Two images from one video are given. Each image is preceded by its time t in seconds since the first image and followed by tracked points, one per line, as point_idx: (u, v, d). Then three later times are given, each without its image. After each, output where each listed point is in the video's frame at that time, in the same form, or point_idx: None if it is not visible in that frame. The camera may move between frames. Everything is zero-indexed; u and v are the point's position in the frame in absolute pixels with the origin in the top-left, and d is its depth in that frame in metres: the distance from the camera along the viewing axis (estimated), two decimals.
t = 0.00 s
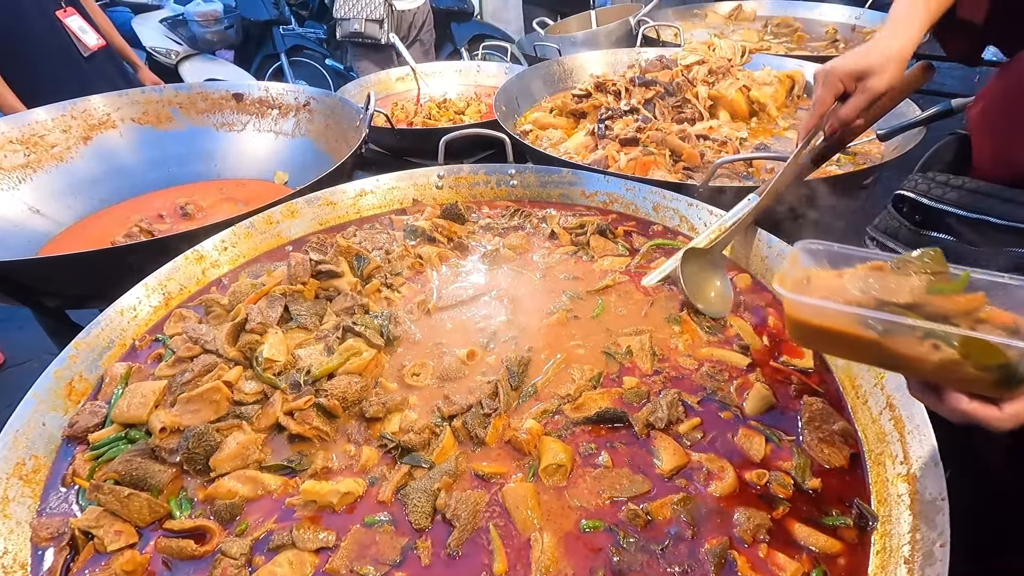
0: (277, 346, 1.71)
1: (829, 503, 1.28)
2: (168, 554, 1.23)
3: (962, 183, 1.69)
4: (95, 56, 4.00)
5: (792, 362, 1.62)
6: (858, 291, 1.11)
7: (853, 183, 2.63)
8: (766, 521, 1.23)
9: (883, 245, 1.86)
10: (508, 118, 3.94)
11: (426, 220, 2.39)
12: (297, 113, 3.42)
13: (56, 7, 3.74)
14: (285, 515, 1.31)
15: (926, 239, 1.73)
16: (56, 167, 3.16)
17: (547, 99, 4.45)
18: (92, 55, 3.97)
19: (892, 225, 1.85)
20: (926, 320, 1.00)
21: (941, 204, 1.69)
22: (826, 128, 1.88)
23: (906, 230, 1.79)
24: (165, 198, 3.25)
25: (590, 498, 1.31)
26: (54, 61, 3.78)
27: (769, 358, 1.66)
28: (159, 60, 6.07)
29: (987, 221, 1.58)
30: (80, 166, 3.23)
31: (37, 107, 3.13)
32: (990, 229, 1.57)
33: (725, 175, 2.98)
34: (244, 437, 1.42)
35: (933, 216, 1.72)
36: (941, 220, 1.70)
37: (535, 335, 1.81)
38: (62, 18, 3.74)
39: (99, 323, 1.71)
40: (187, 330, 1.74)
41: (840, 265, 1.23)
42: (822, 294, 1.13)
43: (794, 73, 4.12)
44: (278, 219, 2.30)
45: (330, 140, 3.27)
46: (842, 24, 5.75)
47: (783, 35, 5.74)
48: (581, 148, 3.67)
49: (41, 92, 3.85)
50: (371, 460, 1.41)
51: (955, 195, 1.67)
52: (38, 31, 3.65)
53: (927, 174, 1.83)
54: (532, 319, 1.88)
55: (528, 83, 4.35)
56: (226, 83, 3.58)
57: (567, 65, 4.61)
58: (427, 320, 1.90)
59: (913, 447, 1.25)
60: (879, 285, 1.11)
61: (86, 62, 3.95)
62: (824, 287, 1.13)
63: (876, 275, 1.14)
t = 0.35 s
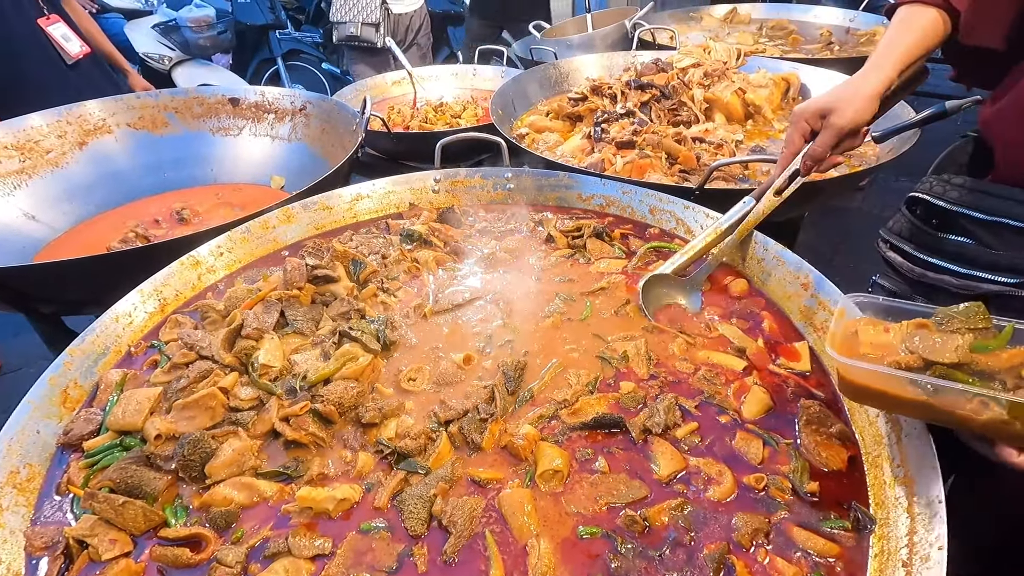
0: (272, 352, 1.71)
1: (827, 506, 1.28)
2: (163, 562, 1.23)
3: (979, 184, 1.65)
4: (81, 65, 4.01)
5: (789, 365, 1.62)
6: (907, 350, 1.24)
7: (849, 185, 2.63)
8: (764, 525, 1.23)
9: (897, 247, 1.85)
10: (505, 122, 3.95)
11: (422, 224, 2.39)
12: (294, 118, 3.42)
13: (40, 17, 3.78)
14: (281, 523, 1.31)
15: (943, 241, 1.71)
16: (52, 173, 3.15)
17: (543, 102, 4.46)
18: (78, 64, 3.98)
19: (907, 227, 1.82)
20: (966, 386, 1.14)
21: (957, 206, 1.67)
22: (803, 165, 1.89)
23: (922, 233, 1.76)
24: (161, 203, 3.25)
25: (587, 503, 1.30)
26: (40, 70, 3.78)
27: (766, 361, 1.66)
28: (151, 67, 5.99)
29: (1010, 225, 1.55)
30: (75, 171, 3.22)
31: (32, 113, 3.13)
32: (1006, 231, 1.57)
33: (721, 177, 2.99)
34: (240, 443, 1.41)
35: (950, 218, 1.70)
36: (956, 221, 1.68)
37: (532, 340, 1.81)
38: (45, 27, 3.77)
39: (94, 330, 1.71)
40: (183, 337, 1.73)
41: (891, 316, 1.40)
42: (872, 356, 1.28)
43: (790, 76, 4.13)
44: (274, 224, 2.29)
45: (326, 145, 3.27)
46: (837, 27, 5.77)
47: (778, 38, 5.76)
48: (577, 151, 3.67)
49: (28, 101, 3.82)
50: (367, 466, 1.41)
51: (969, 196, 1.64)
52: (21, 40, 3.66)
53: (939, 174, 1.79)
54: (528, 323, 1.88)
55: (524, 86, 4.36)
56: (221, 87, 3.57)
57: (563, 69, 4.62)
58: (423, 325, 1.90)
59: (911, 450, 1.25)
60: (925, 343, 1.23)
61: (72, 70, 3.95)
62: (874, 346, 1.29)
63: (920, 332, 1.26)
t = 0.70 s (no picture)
0: (263, 360, 1.70)
1: (818, 507, 1.28)
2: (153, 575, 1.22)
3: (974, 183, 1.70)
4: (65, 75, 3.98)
5: (779, 367, 1.63)
6: (875, 315, 1.29)
7: (840, 184, 2.64)
8: (756, 527, 1.23)
9: (889, 244, 1.89)
10: (495, 126, 3.95)
11: (414, 230, 2.39)
12: (283, 124, 3.41)
13: (22, 26, 3.76)
14: (272, 532, 1.30)
15: (935, 238, 1.76)
16: (39, 182, 3.13)
17: (534, 106, 4.47)
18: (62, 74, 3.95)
19: (899, 224, 1.86)
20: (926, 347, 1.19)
21: (950, 204, 1.71)
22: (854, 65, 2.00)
23: (913, 229, 1.81)
24: (150, 211, 3.23)
25: (580, 508, 1.30)
26: (23, 79, 3.74)
27: (757, 363, 1.67)
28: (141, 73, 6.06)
29: (1000, 221, 1.60)
30: (63, 180, 3.20)
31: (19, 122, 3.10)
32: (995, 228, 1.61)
33: (710, 179, 3.01)
34: (230, 453, 1.41)
35: (943, 216, 1.75)
36: (949, 219, 1.73)
37: (524, 344, 1.81)
38: (28, 35, 3.74)
39: (82, 340, 1.69)
40: (172, 346, 1.72)
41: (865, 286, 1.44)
42: (844, 318, 1.34)
43: (778, 79, 4.17)
44: (265, 231, 2.29)
45: (317, 151, 3.26)
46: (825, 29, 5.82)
47: (766, 41, 5.82)
48: (568, 155, 3.68)
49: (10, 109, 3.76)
50: (359, 474, 1.40)
51: (967, 194, 1.69)
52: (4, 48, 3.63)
53: (934, 173, 1.83)
54: (520, 328, 1.88)
55: (515, 91, 4.37)
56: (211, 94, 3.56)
57: (553, 73, 4.64)
58: (415, 331, 1.90)
59: (899, 449, 1.25)
60: (891, 308, 1.27)
61: (55, 80, 3.92)
62: (846, 311, 1.34)
63: (889, 300, 1.31)
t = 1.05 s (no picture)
0: (237, 373, 1.68)
1: (792, 504, 1.30)
2: None
3: (937, 173, 1.77)
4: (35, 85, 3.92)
5: (754, 365, 1.65)
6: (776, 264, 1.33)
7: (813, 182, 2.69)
8: (731, 526, 1.25)
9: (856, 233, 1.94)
10: (473, 132, 3.96)
11: (391, 237, 2.39)
12: (259, 133, 3.38)
13: None
14: (247, 549, 1.28)
15: (894, 223, 1.80)
16: (7, 197, 3.06)
17: (511, 111, 4.48)
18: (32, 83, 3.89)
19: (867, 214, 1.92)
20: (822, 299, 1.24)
21: (914, 192, 1.78)
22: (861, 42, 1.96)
23: (876, 216, 1.87)
24: (124, 224, 3.18)
25: (558, 513, 1.31)
26: None
27: (732, 362, 1.69)
28: (115, 84, 6.02)
29: (958, 208, 1.66)
30: (32, 194, 3.12)
31: None
32: (955, 217, 1.67)
33: (686, 181, 3.05)
34: (203, 470, 1.39)
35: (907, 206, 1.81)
36: (914, 208, 1.79)
37: (501, 349, 1.81)
38: None
39: (50, 358, 1.66)
40: (143, 362, 1.70)
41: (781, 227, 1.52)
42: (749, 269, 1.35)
43: (751, 80, 4.23)
44: (239, 243, 2.26)
45: (293, 159, 3.23)
46: (797, 31, 5.92)
47: (739, 44, 5.91)
48: (545, 159, 3.70)
49: None
50: (336, 486, 1.39)
51: (935, 185, 1.74)
52: None
53: (900, 165, 1.90)
54: (497, 333, 1.88)
55: (491, 96, 4.38)
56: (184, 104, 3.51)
57: (529, 78, 4.66)
58: (392, 339, 1.89)
59: (869, 444, 1.27)
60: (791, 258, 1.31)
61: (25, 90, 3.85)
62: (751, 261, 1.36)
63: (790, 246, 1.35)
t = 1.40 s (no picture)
0: (207, 387, 1.64)
1: (765, 497, 1.32)
2: None
3: (898, 170, 1.82)
4: None
5: (727, 361, 1.67)
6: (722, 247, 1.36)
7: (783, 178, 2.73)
8: (706, 522, 1.26)
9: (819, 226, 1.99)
10: (447, 136, 3.94)
11: (364, 244, 2.37)
12: (230, 141, 3.33)
13: None
14: (218, 565, 1.26)
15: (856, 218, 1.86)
16: None
17: (485, 115, 4.48)
18: None
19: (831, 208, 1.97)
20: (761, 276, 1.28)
21: (873, 187, 1.84)
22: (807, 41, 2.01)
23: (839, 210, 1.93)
24: (92, 236, 3.11)
25: (534, 516, 1.30)
26: None
27: (706, 359, 1.71)
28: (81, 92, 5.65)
29: (915, 203, 1.72)
30: None
31: None
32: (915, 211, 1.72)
33: (659, 180, 3.08)
34: (171, 487, 1.37)
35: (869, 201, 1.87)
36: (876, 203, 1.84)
37: (477, 353, 1.81)
38: None
39: (11, 378, 1.62)
40: (109, 379, 1.66)
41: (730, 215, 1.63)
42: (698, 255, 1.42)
43: (721, 79, 4.28)
44: (208, 253, 2.23)
45: (265, 167, 3.19)
46: (766, 30, 6.01)
47: (710, 43, 5.99)
48: (520, 162, 3.71)
49: None
50: (310, 498, 1.37)
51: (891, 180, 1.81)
52: None
53: (863, 161, 1.95)
54: (473, 338, 1.88)
55: (465, 100, 4.37)
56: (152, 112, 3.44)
57: (503, 81, 4.67)
58: (367, 346, 1.87)
59: (838, 436, 1.30)
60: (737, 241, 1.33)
61: None
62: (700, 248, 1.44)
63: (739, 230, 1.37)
